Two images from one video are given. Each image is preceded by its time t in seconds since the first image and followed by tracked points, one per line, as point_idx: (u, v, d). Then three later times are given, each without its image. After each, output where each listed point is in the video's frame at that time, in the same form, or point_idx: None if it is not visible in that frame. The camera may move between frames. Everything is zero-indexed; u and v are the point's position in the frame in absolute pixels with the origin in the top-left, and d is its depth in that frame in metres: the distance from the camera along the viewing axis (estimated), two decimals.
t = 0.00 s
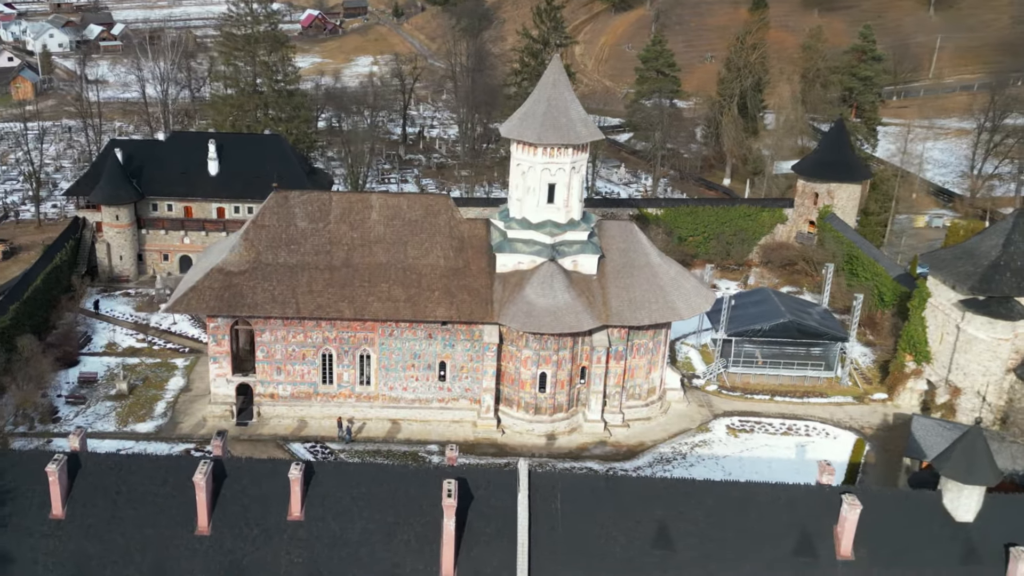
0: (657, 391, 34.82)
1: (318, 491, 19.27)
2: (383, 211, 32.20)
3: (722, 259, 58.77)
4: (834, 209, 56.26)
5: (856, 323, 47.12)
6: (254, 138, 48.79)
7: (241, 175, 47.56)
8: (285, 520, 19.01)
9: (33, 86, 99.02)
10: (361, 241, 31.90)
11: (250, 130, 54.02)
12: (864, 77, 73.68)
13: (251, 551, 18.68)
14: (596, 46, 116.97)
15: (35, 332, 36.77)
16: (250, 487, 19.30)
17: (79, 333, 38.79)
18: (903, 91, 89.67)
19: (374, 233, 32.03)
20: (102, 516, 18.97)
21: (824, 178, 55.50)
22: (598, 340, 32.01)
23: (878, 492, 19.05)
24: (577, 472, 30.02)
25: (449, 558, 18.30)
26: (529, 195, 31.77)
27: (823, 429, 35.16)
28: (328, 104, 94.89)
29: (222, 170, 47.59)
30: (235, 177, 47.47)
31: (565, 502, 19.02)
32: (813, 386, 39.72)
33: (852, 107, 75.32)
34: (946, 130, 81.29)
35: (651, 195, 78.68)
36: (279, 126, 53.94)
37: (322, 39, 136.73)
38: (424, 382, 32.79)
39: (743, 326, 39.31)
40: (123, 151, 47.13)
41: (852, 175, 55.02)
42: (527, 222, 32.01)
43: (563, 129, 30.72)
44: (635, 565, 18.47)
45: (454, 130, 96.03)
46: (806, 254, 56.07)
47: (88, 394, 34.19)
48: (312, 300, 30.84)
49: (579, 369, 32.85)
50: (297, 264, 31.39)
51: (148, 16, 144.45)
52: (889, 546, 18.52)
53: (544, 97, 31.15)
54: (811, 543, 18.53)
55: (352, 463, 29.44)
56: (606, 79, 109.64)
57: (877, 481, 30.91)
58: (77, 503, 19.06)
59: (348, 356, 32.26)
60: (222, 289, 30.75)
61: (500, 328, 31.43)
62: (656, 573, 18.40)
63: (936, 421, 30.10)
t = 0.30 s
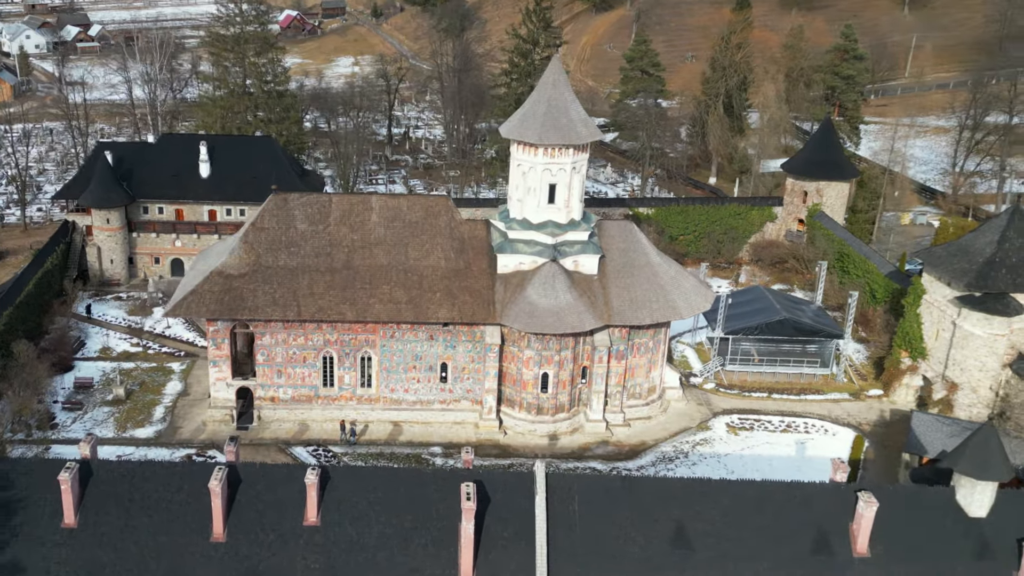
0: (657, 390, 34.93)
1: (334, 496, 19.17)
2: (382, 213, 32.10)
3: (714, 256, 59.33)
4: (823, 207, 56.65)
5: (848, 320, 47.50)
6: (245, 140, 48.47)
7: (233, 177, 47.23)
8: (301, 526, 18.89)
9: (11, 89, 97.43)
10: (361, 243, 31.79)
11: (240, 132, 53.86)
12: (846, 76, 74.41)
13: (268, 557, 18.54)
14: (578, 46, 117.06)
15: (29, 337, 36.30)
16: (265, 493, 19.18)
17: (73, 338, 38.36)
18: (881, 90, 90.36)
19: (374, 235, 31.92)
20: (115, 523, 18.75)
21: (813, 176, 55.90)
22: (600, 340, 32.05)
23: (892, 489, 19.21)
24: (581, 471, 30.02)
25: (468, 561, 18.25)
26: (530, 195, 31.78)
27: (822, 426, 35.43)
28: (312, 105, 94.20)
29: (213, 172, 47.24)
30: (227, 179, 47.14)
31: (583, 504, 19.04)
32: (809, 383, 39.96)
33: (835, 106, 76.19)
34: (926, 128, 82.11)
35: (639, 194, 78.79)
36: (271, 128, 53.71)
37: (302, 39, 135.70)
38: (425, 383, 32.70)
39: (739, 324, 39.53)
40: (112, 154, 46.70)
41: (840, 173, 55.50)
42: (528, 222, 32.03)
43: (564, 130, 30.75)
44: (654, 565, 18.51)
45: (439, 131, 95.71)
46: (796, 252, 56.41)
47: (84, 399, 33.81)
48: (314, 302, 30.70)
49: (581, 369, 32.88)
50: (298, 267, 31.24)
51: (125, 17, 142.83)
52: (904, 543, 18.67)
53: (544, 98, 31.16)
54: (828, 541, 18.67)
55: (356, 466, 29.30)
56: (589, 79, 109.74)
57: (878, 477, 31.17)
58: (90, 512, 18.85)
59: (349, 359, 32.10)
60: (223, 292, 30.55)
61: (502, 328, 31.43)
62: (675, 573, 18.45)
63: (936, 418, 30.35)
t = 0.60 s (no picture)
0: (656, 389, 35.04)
1: (350, 500, 19.07)
2: (382, 214, 31.99)
3: (705, 254, 59.72)
4: (812, 205, 57.06)
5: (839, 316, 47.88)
6: (236, 141, 48.11)
7: (224, 179, 46.86)
8: (318, 530, 18.76)
9: None
10: (361, 244, 31.66)
11: (231, 133, 53.64)
12: (829, 75, 75.68)
13: (285, 562, 18.40)
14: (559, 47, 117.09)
15: (20, 343, 35.88)
16: (281, 497, 19.07)
17: (65, 343, 37.91)
18: (859, 88, 91.08)
19: (375, 236, 31.80)
20: (128, 531, 18.54)
21: (802, 174, 56.27)
22: (601, 339, 32.12)
23: (905, 485, 19.43)
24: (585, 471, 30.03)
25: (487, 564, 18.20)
26: (530, 195, 31.81)
27: (820, 422, 35.70)
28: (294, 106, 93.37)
29: (204, 174, 46.85)
30: (218, 182, 46.77)
31: (600, 505, 19.06)
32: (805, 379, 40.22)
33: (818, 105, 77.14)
34: (906, 126, 82.93)
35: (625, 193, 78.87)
36: (263, 130, 53.61)
37: (282, 40, 134.32)
38: (427, 385, 32.61)
39: (735, 321, 39.73)
40: (101, 157, 46.23)
41: (828, 170, 55.95)
42: (528, 222, 32.04)
43: (564, 129, 30.80)
44: (672, 564, 18.55)
45: (423, 131, 95.32)
46: (786, 250, 56.76)
47: (80, 405, 33.45)
48: (315, 304, 30.56)
49: (582, 369, 32.93)
50: (298, 269, 31.07)
51: (102, 19, 141.11)
52: (919, 538, 18.87)
53: (543, 98, 31.19)
54: (843, 537, 18.82)
55: (360, 469, 29.15)
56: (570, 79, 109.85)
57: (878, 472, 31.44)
58: (103, 520, 18.63)
59: (350, 361, 31.95)
60: (223, 295, 30.32)
61: (503, 329, 31.42)
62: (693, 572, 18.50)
63: (934, 413, 30.64)
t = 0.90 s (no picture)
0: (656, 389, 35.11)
1: (367, 505, 18.97)
2: (382, 217, 31.85)
3: (696, 253, 59.87)
4: (801, 204, 57.40)
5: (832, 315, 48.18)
6: (227, 145, 47.71)
7: (216, 183, 46.48)
8: (335, 536, 18.64)
9: None
10: (362, 248, 31.54)
11: (223, 136, 53.35)
12: (812, 75, 75.76)
13: (303, 570, 18.26)
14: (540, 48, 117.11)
15: (14, 351, 35.41)
16: (297, 504, 18.94)
17: (59, 350, 37.45)
18: (838, 88, 91.89)
19: (375, 239, 31.68)
20: (143, 540, 18.35)
21: (792, 173, 56.64)
22: (603, 340, 32.16)
23: (918, 483, 19.59)
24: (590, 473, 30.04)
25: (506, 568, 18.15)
26: (531, 197, 31.84)
27: (818, 421, 35.94)
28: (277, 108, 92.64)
29: (196, 178, 46.47)
30: (210, 185, 46.37)
31: (618, 507, 19.07)
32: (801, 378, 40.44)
33: (801, 105, 77.31)
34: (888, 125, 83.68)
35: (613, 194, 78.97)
36: (257, 132, 53.60)
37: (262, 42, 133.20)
38: (428, 388, 32.51)
39: (732, 321, 39.89)
40: (91, 161, 45.79)
41: (817, 170, 56.40)
42: (529, 224, 32.04)
43: (565, 131, 30.85)
44: (691, 565, 18.60)
45: (408, 132, 94.98)
46: (777, 249, 57.01)
47: (77, 412, 33.07)
48: (317, 309, 30.42)
49: (583, 370, 32.94)
50: (299, 273, 30.93)
51: (78, 21, 139.44)
52: (933, 535, 19.05)
53: (544, 99, 31.24)
54: (859, 536, 18.95)
55: (364, 474, 29.00)
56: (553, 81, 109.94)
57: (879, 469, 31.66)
58: (117, 529, 18.42)
59: (352, 364, 31.80)
60: (224, 300, 30.14)
61: (505, 331, 31.40)
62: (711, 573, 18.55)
63: (934, 411, 31.04)
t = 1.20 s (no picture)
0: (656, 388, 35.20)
1: (384, 510, 18.89)
2: (382, 219, 31.74)
3: (687, 252, 60.05)
4: (790, 202, 57.74)
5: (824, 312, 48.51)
6: (218, 147, 47.29)
7: (207, 185, 46.07)
8: (353, 542, 18.55)
9: None
10: (362, 250, 31.44)
11: (213, 137, 53.01)
12: (795, 75, 77.45)
13: None
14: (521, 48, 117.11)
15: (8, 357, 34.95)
16: (314, 510, 18.82)
17: (53, 356, 37.00)
18: (818, 87, 92.59)
19: (376, 241, 31.57)
20: (159, 549, 18.17)
21: (780, 172, 57.01)
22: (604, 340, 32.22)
23: (931, 479, 19.83)
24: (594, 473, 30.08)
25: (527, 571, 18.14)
26: (532, 198, 31.87)
27: (816, 418, 36.21)
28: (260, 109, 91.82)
29: (187, 180, 46.06)
30: (201, 188, 45.96)
31: (635, 508, 19.11)
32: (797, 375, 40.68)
33: (784, 105, 78.93)
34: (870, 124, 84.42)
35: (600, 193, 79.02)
36: (247, 133, 53.40)
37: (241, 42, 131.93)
38: (430, 390, 32.43)
39: (727, 320, 40.06)
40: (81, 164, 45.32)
41: (804, 168, 56.83)
42: (529, 225, 32.04)
43: (566, 132, 30.90)
44: (709, 565, 18.68)
45: (393, 133, 94.53)
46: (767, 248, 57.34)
47: (74, 419, 32.69)
48: (319, 312, 30.31)
49: (584, 371, 32.98)
50: (299, 276, 30.79)
51: (52, 22, 137.25)
52: (947, 531, 19.24)
53: (544, 100, 31.27)
54: (874, 534, 19.12)
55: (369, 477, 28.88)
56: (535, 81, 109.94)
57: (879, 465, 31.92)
58: (132, 538, 18.23)
59: (353, 367, 31.67)
60: (225, 304, 29.94)
61: (508, 331, 31.39)
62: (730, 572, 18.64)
63: (932, 407, 31.36)
